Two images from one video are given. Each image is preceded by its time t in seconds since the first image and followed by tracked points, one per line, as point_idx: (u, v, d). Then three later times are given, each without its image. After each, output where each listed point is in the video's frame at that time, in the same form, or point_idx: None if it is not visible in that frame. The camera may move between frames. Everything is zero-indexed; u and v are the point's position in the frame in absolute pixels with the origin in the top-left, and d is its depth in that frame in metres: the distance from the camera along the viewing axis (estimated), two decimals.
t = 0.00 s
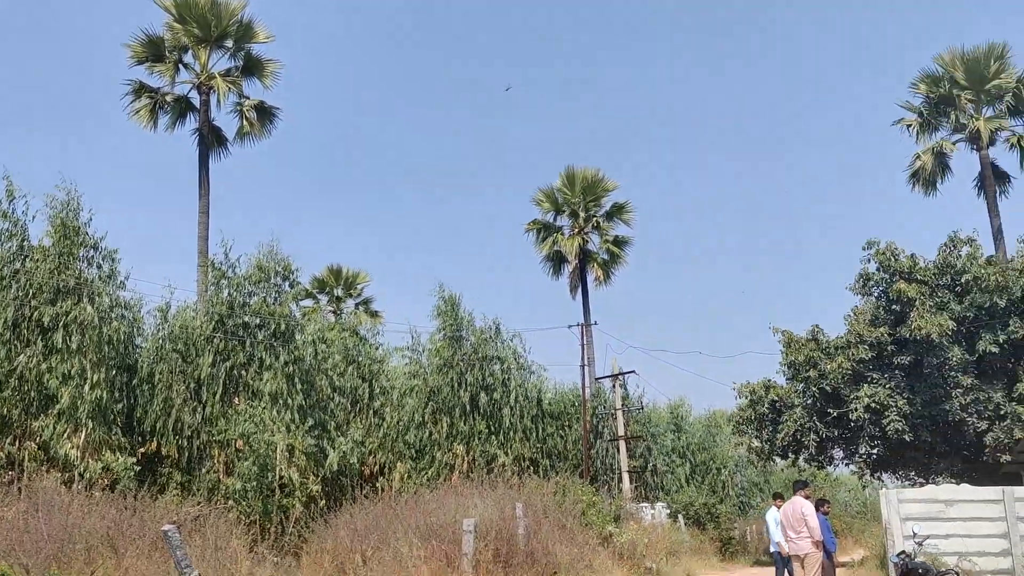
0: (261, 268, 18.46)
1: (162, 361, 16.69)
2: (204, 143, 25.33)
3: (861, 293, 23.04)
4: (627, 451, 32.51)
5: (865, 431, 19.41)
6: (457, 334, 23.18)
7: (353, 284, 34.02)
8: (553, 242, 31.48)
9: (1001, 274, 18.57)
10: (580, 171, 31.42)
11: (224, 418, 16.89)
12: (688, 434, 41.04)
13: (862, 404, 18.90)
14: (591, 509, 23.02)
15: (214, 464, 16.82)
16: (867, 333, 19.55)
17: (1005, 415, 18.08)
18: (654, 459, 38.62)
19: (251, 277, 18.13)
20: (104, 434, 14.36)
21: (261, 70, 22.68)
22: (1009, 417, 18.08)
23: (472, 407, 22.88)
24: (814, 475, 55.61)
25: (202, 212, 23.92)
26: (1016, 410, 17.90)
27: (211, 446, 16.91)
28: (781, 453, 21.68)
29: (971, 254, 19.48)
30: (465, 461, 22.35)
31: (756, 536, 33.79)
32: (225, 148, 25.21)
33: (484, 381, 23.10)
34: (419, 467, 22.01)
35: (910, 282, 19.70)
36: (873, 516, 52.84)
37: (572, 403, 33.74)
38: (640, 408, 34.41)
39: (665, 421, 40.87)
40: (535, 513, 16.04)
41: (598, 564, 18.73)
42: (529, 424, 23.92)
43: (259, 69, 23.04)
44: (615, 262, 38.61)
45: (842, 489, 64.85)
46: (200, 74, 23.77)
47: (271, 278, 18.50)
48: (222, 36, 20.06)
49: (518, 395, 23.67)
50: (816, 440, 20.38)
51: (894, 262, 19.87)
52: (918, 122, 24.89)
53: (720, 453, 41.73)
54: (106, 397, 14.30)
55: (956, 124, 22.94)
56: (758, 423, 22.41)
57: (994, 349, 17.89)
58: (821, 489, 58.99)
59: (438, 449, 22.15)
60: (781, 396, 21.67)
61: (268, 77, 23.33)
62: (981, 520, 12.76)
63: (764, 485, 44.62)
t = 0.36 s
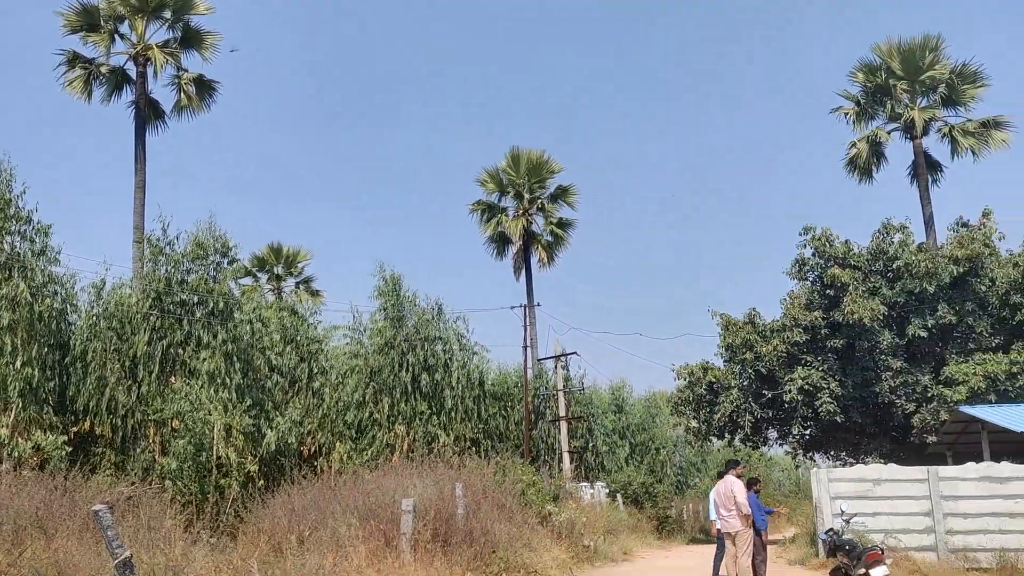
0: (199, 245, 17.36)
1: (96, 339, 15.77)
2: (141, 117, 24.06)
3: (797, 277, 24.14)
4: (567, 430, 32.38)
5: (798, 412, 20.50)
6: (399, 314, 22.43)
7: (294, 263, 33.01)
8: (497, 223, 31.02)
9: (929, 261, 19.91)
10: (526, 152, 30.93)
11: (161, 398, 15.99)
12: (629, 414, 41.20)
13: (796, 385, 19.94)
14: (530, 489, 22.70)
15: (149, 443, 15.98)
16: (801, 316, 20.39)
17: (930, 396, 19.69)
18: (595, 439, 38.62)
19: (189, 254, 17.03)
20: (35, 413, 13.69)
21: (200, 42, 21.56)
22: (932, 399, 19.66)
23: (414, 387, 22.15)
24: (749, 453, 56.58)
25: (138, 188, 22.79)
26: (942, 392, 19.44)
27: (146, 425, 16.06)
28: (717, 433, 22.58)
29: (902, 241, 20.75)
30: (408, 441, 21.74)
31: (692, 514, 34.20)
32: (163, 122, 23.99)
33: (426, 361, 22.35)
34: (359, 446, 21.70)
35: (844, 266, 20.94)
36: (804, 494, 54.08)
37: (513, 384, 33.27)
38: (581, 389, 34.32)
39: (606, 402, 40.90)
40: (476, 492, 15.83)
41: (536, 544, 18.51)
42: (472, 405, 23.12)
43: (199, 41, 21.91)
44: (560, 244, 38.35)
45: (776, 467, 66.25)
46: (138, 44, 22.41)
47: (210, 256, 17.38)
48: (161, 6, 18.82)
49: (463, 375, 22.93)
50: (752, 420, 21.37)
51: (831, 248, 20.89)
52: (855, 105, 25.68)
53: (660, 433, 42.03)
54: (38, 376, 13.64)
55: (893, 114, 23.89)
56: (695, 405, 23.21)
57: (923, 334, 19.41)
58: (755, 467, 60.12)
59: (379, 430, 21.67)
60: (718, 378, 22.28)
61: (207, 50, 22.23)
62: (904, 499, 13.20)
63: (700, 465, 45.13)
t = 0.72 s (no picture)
0: (138, 227, 16.60)
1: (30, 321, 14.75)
2: (78, 94, 23.02)
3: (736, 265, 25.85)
4: (512, 414, 32.44)
5: (739, 396, 22.22)
6: (343, 299, 22.39)
7: (236, 246, 32.33)
8: (444, 207, 30.77)
9: (867, 251, 21.82)
10: (473, 136, 30.74)
11: (99, 381, 15.15)
12: (574, 399, 41.42)
13: (737, 369, 21.66)
14: (476, 474, 22.27)
15: (86, 427, 15.12)
16: (742, 303, 22.22)
17: (866, 381, 21.28)
18: (540, 423, 38.74)
19: (128, 234, 16.27)
20: None
21: (139, 17, 20.70)
22: (869, 383, 21.20)
23: (357, 371, 22.03)
24: (692, 436, 57.44)
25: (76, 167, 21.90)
26: (875, 377, 21.14)
27: (83, 409, 15.17)
28: (660, 417, 24.19)
29: (841, 231, 22.68)
30: (350, 425, 21.50)
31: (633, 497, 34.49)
32: (101, 99, 22.99)
33: (370, 346, 22.26)
34: (303, 429, 21.07)
35: (784, 255, 22.56)
36: (743, 477, 55.15)
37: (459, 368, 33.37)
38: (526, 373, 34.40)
39: (552, 387, 41.00)
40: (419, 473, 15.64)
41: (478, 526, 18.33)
42: (417, 390, 23.03)
43: (138, 16, 21.01)
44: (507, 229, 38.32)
45: (718, 451, 67.47)
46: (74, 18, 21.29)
47: (149, 238, 16.69)
48: None
49: (408, 359, 22.88)
50: (694, 403, 22.98)
51: (772, 237, 22.47)
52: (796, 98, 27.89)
53: (604, 417, 42.39)
54: None
55: (835, 103, 26.11)
56: (639, 389, 24.69)
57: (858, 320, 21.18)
58: (697, 451, 61.10)
59: (323, 414, 21.29)
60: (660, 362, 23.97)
61: (148, 25, 21.37)
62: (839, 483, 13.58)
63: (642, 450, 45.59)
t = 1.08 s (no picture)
0: (81, 210, 15.59)
1: None
2: (17, 74, 22.16)
3: (688, 254, 26.56)
4: (462, 401, 32.39)
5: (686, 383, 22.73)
6: (292, 286, 21.92)
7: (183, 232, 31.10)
8: (396, 193, 30.49)
9: (812, 241, 22.77)
10: (425, 122, 30.48)
11: (41, 368, 14.50)
12: (525, 386, 41.43)
13: (685, 357, 22.15)
14: (426, 461, 22.03)
15: (27, 415, 14.48)
16: (691, 292, 22.73)
17: (810, 369, 22.28)
18: (490, 410, 38.64)
19: (71, 219, 15.15)
20: None
21: None
22: (812, 370, 22.21)
23: (306, 358, 21.77)
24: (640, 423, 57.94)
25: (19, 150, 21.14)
26: (819, 365, 22.06)
27: (23, 396, 14.51)
28: (611, 404, 24.66)
29: (787, 221, 23.54)
30: (298, 412, 21.36)
31: (583, 483, 34.61)
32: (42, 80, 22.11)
33: (320, 333, 22.01)
34: (250, 417, 20.67)
35: (732, 244, 23.27)
36: (690, 462, 55.85)
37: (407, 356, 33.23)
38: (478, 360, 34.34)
39: (502, 374, 40.92)
40: (372, 457, 15.13)
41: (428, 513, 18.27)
42: (367, 377, 22.90)
43: None
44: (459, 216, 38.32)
45: (666, 437, 68.22)
46: None
47: (92, 223, 15.55)
48: None
49: (359, 348, 22.71)
50: (643, 390, 23.75)
51: (721, 226, 23.19)
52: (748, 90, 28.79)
53: (555, 404, 42.53)
54: None
55: (783, 95, 27.00)
56: (590, 376, 25.13)
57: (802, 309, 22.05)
58: (646, 437, 61.69)
59: (272, 401, 21.00)
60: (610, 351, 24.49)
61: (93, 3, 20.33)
62: (782, 467, 14.19)
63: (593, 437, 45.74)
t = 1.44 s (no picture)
0: (20, 192, 15.35)
1: None
2: None
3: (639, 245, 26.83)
4: (412, 389, 32.17)
5: (635, 371, 22.85)
6: (240, 272, 21.72)
7: (128, 216, 29.87)
8: (347, 179, 30.06)
9: (758, 232, 23.04)
10: (377, 108, 30.25)
11: None
12: (476, 374, 41.40)
13: (634, 346, 22.33)
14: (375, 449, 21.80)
15: None
16: (641, 280, 22.87)
17: (756, 357, 22.55)
18: (441, 398, 38.47)
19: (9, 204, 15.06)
20: None
21: None
22: (758, 359, 22.51)
23: (253, 345, 21.55)
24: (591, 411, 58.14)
25: None
26: (764, 353, 22.40)
27: None
28: (561, 392, 25.00)
29: (735, 212, 23.87)
30: (244, 400, 21.15)
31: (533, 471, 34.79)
32: None
33: (268, 320, 21.80)
34: (197, 404, 20.63)
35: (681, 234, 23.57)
36: (639, 450, 56.33)
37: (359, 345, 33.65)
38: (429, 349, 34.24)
39: (455, 362, 40.86)
40: (318, 445, 14.97)
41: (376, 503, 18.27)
42: (315, 364, 22.85)
43: None
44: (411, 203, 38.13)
45: (616, 426, 68.67)
46: None
47: (33, 206, 15.44)
48: None
49: (307, 335, 22.56)
50: (593, 378, 23.88)
51: (671, 216, 23.44)
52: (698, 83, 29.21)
53: (507, 392, 42.46)
54: None
55: (732, 86, 27.38)
56: (540, 364, 25.32)
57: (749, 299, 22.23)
58: (596, 425, 61.97)
59: (217, 389, 20.91)
60: (560, 340, 24.49)
61: None
62: (728, 454, 14.92)
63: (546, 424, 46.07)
